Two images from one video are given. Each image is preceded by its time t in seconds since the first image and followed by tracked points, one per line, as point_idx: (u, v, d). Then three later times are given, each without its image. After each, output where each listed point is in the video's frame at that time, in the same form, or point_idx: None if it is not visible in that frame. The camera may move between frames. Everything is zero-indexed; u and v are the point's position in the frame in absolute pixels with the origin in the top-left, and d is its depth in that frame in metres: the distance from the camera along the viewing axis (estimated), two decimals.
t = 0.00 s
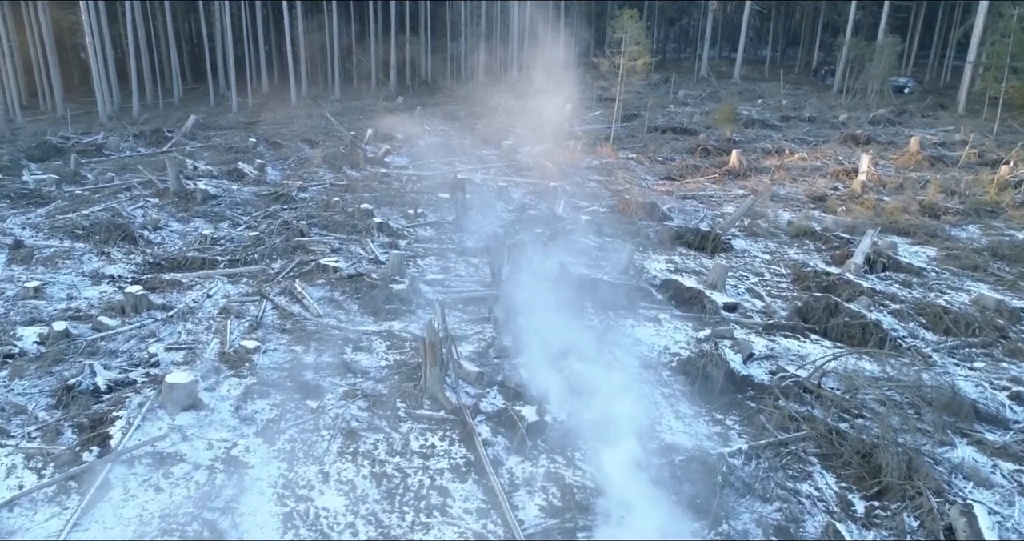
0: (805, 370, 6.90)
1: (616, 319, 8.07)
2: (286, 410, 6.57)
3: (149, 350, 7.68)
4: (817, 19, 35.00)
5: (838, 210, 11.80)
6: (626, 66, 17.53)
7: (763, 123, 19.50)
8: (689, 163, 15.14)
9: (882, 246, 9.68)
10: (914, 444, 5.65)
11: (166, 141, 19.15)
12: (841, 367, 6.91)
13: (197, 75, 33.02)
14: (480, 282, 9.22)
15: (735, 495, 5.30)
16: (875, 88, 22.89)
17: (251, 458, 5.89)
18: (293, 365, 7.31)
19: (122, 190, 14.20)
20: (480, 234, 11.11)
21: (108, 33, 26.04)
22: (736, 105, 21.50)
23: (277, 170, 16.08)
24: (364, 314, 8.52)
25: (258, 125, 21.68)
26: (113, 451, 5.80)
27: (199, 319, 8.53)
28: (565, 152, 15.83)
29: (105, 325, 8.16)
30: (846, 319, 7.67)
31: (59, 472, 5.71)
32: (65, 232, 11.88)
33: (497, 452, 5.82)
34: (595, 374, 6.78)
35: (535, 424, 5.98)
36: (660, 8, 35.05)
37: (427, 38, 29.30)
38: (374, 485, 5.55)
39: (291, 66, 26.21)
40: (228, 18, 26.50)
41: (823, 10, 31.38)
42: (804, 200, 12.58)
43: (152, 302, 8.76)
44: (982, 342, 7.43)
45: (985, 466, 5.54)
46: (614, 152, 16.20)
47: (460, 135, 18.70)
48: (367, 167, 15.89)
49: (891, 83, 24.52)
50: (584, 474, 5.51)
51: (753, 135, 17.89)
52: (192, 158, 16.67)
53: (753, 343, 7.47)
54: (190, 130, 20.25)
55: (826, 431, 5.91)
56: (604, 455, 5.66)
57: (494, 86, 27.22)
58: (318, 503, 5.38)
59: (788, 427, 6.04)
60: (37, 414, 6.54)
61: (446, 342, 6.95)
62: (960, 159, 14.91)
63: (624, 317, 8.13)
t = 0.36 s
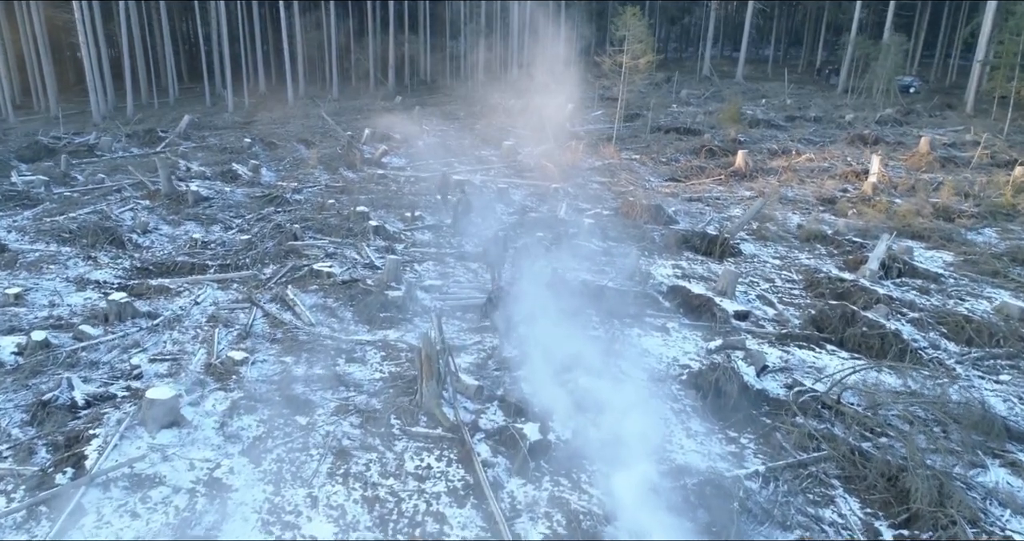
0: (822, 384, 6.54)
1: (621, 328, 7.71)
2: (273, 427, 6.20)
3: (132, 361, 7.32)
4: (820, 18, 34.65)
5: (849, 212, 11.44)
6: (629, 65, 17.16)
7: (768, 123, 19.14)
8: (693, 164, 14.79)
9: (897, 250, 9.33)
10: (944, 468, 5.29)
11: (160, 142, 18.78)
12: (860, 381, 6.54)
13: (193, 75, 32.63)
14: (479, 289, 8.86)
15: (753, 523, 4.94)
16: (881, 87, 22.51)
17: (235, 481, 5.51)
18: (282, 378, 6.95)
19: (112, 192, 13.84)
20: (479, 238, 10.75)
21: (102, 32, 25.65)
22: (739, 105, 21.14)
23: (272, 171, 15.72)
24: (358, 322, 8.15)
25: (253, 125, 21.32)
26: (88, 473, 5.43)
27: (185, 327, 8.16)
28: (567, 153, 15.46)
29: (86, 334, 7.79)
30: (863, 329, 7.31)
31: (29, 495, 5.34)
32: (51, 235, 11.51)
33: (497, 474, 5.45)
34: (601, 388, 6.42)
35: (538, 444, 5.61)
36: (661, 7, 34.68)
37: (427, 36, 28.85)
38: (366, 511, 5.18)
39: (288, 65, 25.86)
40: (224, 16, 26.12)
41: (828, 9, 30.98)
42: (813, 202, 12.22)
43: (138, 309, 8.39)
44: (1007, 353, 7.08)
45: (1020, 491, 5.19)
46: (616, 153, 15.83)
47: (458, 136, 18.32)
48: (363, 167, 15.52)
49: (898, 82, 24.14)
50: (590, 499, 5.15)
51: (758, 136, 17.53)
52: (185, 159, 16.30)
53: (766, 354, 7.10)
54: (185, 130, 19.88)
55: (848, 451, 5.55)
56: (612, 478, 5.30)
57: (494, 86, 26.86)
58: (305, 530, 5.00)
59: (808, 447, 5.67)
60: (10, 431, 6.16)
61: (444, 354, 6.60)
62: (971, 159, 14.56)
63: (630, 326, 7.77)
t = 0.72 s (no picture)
0: (842, 399, 6.17)
1: (627, 338, 7.36)
2: (259, 446, 5.83)
3: (112, 374, 6.94)
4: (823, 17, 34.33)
5: (860, 215, 11.08)
6: (632, 63, 16.79)
7: (774, 123, 18.78)
8: (698, 164, 14.43)
9: (913, 255, 8.97)
10: (977, 494, 4.94)
11: (153, 142, 18.41)
12: (883, 395, 6.18)
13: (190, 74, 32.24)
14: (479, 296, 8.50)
15: None
16: (887, 87, 22.15)
17: (217, 506, 5.14)
18: (270, 391, 6.58)
19: (101, 194, 13.46)
20: (479, 242, 10.39)
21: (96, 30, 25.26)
22: (744, 105, 20.77)
23: (267, 172, 15.36)
24: (351, 331, 7.78)
25: (249, 124, 20.96)
26: (58, 498, 5.06)
27: (171, 337, 7.79)
28: (569, 153, 15.09)
29: (66, 344, 7.42)
30: (883, 339, 6.95)
31: None
32: (36, 238, 11.14)
33: (497, 499, 5.08)
34: (609, 404, 6.05)
35: (541, 465, 5.25)
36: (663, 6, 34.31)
37: (426, 35, 28.47)
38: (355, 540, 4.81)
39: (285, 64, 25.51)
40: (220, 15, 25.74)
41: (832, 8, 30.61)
42: (822, 204, 11.86)
43: (121, 317, 8.02)
44: None
45: None
46: (619, 153, 15.46)
47: (458, 136, 17.95)
48: (360, 168, 15.16)
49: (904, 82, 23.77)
50: (598, 526, 4.78)
51: (763, 136, 17.17)
52: (178, 160, 15.92)
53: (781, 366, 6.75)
54: (179, 130, 19.50)
55: (874, 474, 5.18)
56: (621, 504, 4.93)
57: (494, 84, 26.50)
58: None
59: (830, 468, 5.31)
60: None
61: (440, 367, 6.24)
62: (984, 160, 14.20)
63: (635, 336, 7.41)
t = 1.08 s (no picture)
0: (863, 415, 5.81)
1: (633, 348, 7.01)
2: (244, 466, 5.46)
3: (91, 387, 6.58)
4: (827, 15, 33.99)
5: (872, 218, 10.73)
6: (635, 62, 16.43)
7: (779, 122, 18.44)
8: (703, 165, 14.09)
9: (930, 260, 8.61)
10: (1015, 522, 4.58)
11: (146, 142, 18.05)
12: (907, 411, 5.82)
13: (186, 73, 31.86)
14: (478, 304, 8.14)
15: None
16: (893, 86, 21.82)
17: (196, 533, 4.78)
18: (257, 405, 6.23)
19: (91, 195, 13.11)
20: (478, 245, 10.04)
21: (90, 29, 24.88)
22: (749, 104, 20.43)
23: (261, 173, 15.00)
24: (344, 341, 7.42)
25: (244, 124, 20.62)
26: (25, 526, 4.70)
27: (155, 346, 7.44)
28: (570, 153, 14.74)
29: (44, 355, 7.06)
30: (904, 350, 6.59)
31: None
32: (21, 241, 10.78)
33: (497, 525, 4.73)
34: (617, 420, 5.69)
35: (545, 489, 4.89)
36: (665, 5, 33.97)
37: (425, 33, 28.12)
38: None
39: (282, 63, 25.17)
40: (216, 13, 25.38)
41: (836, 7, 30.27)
42: (832, 206, 11.51)
43: (104, 326, 7.67)
44: None
45: None
46: (622, 153, 15.08)
47: (457, 135, 17.61)
48: (357, 169, 14.81)
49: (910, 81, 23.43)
50: None
51: (769, 136, 16.83)
52: (171, 161, 15.57)
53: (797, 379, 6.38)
54: (173, 131, 19.15)
55: (903, 500, 4.82)
56: (632, 532, 4.56)
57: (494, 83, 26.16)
58: None
59: (855, 492, 4.94)
60: None
61: (437, 381, 5.89)
62: (996, 160, 13.87)
63: (642, 346, 7.06)
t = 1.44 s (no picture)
0: (888, 434, 5.44)
1: (640, 360, 6.64)
2: (225, 491, 5.08)
3: (66, 402, 6.20)
4: (830, 14, 33.66)
5: (885, 220, 10.37)
6: (638, 60, 16.07)
7: (784, 122, 18.08)
8: (708, 165, 13.74)
9: (950, 264, 8.24)
10: None
11: (138, 142, 17.67)
12: (935, 431, 5.45)
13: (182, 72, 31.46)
14: (477, 312, 7.77)
15: None
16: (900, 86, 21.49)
17: None
18: (241, 422, 5.85)
19: (78, 197, 12.73)
20: (477, 249, 9.67)
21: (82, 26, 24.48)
22: (754, 104, 20.09)
23: (255, 173, 14.63)
24: (336, 351, 7.05)
25: (240, 124, 20.25)
26: None
27: (137, 356, 7.06)
28: (572, 154, 14.37)
29: (18, 367, 6.69)
30: (928, 363, 6.23)
31: None
32: (4, 244, 10.40)
33: None
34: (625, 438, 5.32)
35: (549, 516, 4.52)
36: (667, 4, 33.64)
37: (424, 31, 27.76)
38: None
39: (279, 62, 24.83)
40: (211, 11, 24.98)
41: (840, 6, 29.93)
42: (843, 208, 11.15)
43: (83, 335, 7.29)
44: None
45: None
46: (625, 153, 14.69)
47: (456, 135, 17.25)
48: (353, 170, 14.45)
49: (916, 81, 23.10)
50: None
51: (774, 136, 16.48)
52: (163, 162, 15.18)
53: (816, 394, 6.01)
54: (166, 130, 18.76)
55: (938, 531, 4.44)
56: None
57: (494, 83, 25.83)
58: None
59: (885, 521, 4.56)
60: None
61: (433, 398, 5.53)
62: (1009, 161, 13.52)
63: (649, 357, 6.70)
